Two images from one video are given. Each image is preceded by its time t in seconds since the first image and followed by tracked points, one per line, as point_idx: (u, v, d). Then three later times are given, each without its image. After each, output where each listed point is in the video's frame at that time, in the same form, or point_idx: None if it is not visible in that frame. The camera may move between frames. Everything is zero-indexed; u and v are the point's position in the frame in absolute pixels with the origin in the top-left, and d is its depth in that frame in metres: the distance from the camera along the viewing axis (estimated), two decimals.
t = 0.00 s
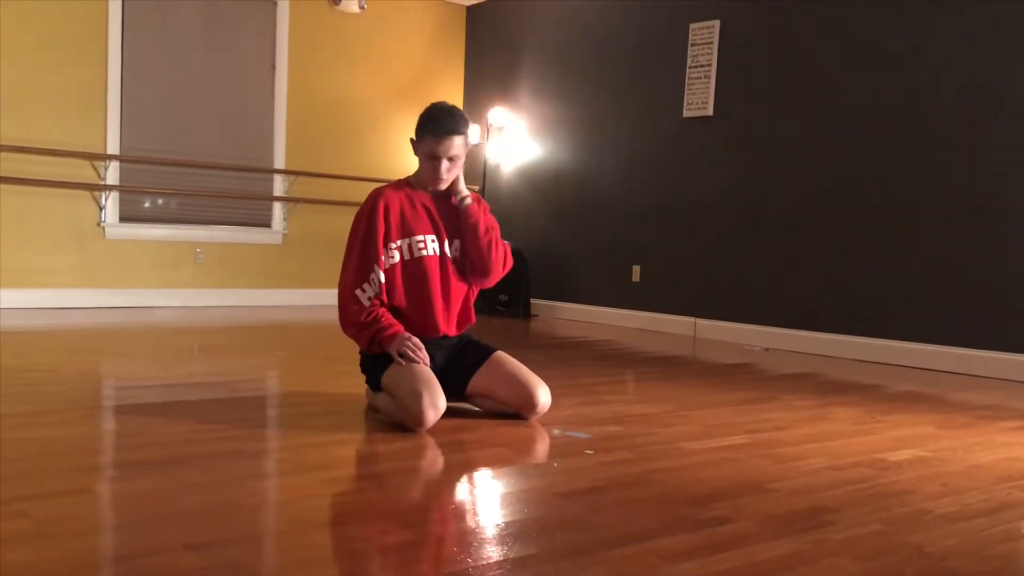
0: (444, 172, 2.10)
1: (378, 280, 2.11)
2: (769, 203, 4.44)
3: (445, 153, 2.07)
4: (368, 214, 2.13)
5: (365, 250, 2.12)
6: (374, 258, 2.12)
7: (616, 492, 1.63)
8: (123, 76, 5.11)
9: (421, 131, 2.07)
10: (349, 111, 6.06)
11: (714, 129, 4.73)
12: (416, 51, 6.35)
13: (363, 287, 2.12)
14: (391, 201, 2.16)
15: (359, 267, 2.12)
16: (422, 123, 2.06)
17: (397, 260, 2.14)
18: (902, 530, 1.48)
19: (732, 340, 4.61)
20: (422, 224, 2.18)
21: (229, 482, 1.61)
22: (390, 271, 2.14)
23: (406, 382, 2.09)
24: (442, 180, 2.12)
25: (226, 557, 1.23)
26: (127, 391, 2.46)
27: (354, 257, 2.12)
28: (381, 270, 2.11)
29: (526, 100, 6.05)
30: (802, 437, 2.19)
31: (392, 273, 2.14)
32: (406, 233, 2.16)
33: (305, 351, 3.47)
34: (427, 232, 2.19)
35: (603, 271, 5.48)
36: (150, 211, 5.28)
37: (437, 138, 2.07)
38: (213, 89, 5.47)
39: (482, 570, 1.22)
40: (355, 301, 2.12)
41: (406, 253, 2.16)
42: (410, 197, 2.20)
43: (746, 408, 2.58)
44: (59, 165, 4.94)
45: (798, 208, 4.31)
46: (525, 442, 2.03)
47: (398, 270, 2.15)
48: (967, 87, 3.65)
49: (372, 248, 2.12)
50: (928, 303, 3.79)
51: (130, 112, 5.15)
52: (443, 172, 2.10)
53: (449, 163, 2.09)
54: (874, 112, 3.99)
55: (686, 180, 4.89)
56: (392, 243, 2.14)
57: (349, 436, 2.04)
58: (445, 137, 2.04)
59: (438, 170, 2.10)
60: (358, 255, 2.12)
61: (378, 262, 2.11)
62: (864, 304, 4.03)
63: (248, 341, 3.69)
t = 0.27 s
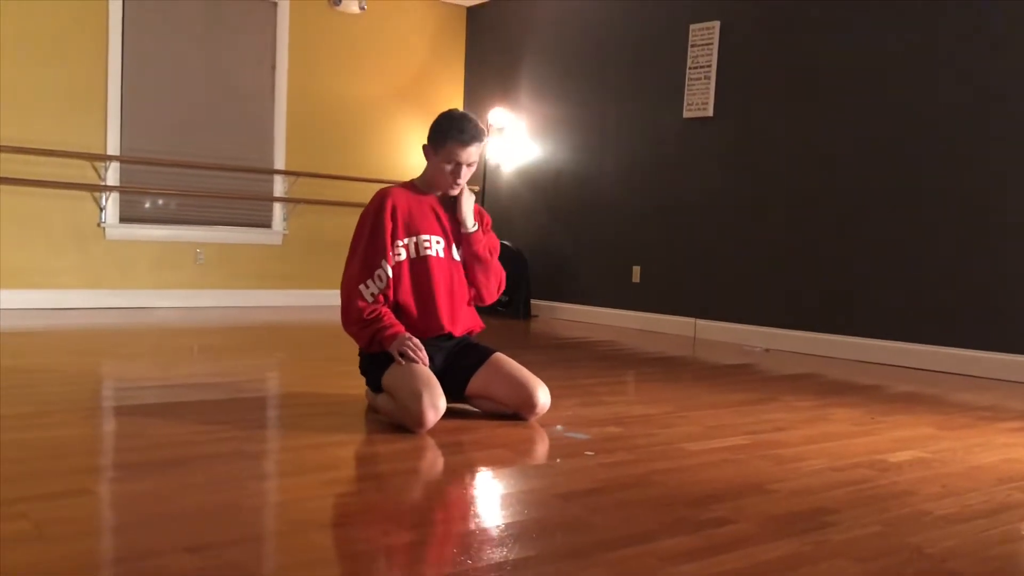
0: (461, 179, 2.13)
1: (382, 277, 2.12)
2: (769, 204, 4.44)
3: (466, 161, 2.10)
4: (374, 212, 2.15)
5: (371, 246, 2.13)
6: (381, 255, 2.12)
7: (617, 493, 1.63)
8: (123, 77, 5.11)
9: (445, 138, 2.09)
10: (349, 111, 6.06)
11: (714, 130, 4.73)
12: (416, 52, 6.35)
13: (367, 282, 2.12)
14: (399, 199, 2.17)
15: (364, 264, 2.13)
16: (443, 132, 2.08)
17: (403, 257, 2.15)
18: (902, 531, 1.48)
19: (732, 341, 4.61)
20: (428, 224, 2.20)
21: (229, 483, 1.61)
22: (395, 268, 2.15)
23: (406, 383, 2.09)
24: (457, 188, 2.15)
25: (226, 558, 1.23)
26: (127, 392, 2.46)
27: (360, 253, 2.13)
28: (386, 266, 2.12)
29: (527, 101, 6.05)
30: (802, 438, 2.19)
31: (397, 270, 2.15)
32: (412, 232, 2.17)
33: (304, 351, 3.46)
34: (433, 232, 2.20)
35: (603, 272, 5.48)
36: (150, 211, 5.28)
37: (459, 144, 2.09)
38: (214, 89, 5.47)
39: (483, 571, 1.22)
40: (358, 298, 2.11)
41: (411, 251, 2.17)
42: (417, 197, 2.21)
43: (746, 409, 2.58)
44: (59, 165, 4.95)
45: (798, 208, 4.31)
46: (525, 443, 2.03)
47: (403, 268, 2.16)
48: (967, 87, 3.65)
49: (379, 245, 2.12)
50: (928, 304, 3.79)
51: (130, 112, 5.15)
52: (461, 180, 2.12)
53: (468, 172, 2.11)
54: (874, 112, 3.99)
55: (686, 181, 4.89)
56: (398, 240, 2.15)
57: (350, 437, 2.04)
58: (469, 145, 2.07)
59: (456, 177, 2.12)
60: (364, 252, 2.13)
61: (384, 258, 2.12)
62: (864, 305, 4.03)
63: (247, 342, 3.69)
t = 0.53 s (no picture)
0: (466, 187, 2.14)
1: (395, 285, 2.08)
2: (768, 205, 4.45)
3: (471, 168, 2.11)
4: (394, 217, 2.10)
5: (382, 254, 2.09)
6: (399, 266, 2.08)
7: (614, 494, 1.63)
8: (121, 78, 5.11)
9: (447, 145, 2.09)
10: (348, 112, 6.06)
11: (712, 130, 4.73)
12: (415, 52, 6.34)
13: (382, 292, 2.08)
14: (409, 205, 2.14)
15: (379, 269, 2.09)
16: (448, 139, 2.08)
17: (411, 264, 2.11)
18: (901, 532, 1.48)
19: (730, 341, 4.61)
20: (435, 232, 2.16)
21: (227, 484, 1.61)
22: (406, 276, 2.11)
23: (404, 384, 2.08)
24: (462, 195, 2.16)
25: (225, 560, 1.23)
26: (126, 393, 2.46)
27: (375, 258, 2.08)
28: (399, 273, 2.08)
29: (525, 102, 6.05)
30: (800, 439, 2.19)
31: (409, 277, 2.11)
32: (420, 237, 2.14)
33: (303, 352, 3.46)
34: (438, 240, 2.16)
35: (602, 272, 5.47)
36: (149, 212, 5.28)
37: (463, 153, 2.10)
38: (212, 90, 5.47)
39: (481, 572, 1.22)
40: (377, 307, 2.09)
41: (419, 257, 2.13)
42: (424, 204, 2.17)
43: (744, 410, 2.58)
44: (57, 166, 4.94)
45: (796, 209, 4.31)
46: (523, 444, 2.03)
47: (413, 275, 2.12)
48: (966, 87, 3.66)
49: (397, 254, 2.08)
50: (926, 304, 3.80)
51: (129, 113, 5.15)
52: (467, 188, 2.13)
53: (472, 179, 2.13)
54: (873, 112, 3.99)
55: (685, 182, 4.89)
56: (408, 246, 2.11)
57: (348, 438, 2.04)
58: (474, 153, 2.08)
59: (461, 186, 2.13)
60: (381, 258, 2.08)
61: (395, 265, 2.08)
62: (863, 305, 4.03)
63: (245, 343, 3.69)
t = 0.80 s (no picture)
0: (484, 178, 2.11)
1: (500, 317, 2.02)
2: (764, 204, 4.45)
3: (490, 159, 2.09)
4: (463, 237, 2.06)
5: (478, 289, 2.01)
6: (473, 289, 2.00)
7: (611, 494, 1.63)
8: (116, 78, 5.10)
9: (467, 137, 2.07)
10: (344, 112, 6.06)
11: (708, 130, 4.73)
12: (411, 52, 6.34)
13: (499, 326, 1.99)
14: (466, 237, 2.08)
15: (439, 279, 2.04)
16: (467, 130, 2.06)
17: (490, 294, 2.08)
18: (897, 531, 1.48)
19: (726, 341, 4.61)
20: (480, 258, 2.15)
21: (223, 484, 1.61)
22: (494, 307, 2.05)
23: (400, 385, 2.09)
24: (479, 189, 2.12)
25: (222, 560, 1.23)
26: (121, 393, 2.46)
27: (440, 267, 2.03)
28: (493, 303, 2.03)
29: (521, 102, 6.05)
30: (796, 439, 2.19)
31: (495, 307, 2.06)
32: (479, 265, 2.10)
33: (299, 352, 3.46)
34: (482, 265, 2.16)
35: (598, 272, 5.48)
36: (144, 212, 5.27)
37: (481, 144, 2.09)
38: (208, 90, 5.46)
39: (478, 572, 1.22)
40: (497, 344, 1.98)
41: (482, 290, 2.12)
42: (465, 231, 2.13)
43: (740, 410, 2.58)
44: (53, 166, 4.93)
45: (792, 209, 4.32)
46: (520, 444, 2.03)
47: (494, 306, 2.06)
48: (961, 88, 3.67)
49: (470, 275, 2.01)
50: (922, 304, 3.80)
51: (124, 113, 5.14)
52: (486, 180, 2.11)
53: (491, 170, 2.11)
54: (869, 112, 4.00)
55: (681, 182, 4.90)
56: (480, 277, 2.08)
57: (344, 438, 2.03)
58: (493, 142, 2.08)
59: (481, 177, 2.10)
60: (449, 271, 2.02)
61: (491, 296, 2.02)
62: (859, 305, 4.04)
63: (241, 343, 3.68)
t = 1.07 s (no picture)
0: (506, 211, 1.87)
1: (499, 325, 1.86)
2: (756, 202, 4.46)
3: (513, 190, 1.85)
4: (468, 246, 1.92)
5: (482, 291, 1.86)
6: (481, 301, 1.84)
7: (603, 491, 1.64)
8: (107, 76, 5.08)
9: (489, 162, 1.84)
10: (335, 111, 6.05)
11: (700, 128, 4.74)
12: (403, 51, 6.34)
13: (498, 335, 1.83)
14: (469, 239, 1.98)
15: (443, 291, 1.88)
16: (488, 158, 1.84)
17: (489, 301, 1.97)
18: (888, 527, 1.49)
19: (718, 338, 4.62)
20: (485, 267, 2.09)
21: (216, 483, 1.61)
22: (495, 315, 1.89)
23: (387, 383, 2.09)
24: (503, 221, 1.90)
25: (214, 559, 1.23)
26: (113, 392, 2.45)
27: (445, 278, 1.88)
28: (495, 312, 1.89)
29: (514, 100, 6.05)
30: (788, 435, 2.20)
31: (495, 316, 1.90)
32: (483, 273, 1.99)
33: (291, 351, 3.46)
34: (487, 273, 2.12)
35: (590, 270, 5.48)
36: (136, 210, 5.25)
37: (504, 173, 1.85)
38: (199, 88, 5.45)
39: (471, 569, 1.22)
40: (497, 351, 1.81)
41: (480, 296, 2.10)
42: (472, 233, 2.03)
43: (732, 406, 2.59)
44: (43, 165, 4.92)
45: (784, 207, 4.33)
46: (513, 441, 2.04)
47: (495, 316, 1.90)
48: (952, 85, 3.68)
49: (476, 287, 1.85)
50: (914, 301, 3.82)
51: (115, 111, 5.12)
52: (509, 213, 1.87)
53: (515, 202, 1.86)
54: (860, 109, 4.01)
55: (673, 179, 4.90)
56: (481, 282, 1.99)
57: (337, 436, 2.03)
58: (515, 170, 1.84)
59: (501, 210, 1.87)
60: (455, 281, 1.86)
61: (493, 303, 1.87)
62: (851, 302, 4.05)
63: (233, 341, 3.68)
